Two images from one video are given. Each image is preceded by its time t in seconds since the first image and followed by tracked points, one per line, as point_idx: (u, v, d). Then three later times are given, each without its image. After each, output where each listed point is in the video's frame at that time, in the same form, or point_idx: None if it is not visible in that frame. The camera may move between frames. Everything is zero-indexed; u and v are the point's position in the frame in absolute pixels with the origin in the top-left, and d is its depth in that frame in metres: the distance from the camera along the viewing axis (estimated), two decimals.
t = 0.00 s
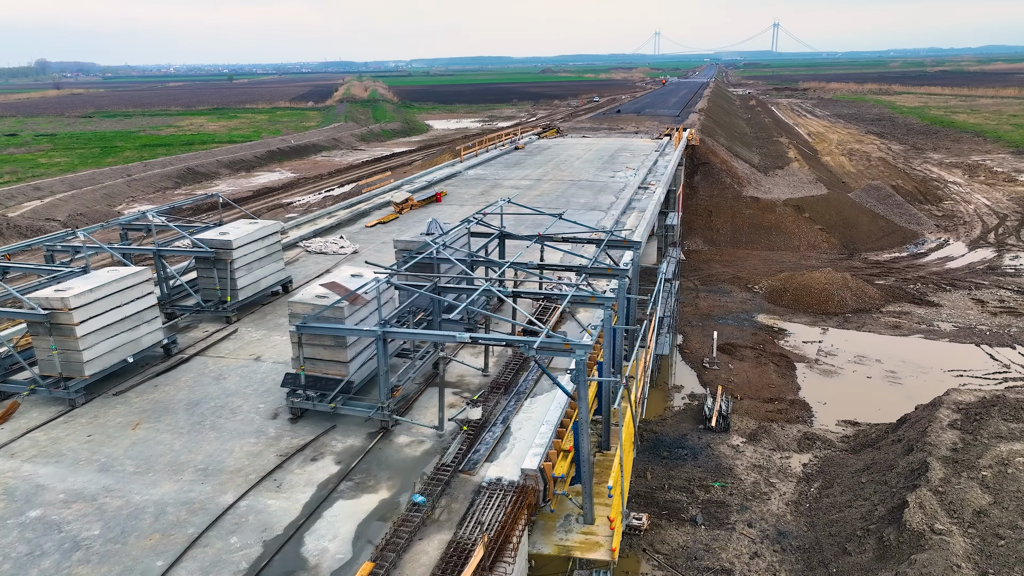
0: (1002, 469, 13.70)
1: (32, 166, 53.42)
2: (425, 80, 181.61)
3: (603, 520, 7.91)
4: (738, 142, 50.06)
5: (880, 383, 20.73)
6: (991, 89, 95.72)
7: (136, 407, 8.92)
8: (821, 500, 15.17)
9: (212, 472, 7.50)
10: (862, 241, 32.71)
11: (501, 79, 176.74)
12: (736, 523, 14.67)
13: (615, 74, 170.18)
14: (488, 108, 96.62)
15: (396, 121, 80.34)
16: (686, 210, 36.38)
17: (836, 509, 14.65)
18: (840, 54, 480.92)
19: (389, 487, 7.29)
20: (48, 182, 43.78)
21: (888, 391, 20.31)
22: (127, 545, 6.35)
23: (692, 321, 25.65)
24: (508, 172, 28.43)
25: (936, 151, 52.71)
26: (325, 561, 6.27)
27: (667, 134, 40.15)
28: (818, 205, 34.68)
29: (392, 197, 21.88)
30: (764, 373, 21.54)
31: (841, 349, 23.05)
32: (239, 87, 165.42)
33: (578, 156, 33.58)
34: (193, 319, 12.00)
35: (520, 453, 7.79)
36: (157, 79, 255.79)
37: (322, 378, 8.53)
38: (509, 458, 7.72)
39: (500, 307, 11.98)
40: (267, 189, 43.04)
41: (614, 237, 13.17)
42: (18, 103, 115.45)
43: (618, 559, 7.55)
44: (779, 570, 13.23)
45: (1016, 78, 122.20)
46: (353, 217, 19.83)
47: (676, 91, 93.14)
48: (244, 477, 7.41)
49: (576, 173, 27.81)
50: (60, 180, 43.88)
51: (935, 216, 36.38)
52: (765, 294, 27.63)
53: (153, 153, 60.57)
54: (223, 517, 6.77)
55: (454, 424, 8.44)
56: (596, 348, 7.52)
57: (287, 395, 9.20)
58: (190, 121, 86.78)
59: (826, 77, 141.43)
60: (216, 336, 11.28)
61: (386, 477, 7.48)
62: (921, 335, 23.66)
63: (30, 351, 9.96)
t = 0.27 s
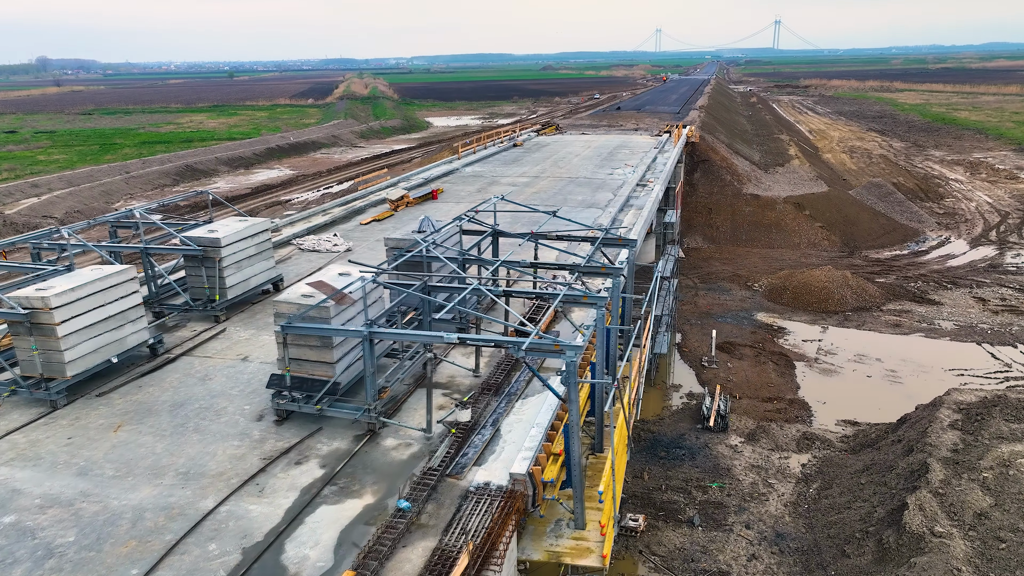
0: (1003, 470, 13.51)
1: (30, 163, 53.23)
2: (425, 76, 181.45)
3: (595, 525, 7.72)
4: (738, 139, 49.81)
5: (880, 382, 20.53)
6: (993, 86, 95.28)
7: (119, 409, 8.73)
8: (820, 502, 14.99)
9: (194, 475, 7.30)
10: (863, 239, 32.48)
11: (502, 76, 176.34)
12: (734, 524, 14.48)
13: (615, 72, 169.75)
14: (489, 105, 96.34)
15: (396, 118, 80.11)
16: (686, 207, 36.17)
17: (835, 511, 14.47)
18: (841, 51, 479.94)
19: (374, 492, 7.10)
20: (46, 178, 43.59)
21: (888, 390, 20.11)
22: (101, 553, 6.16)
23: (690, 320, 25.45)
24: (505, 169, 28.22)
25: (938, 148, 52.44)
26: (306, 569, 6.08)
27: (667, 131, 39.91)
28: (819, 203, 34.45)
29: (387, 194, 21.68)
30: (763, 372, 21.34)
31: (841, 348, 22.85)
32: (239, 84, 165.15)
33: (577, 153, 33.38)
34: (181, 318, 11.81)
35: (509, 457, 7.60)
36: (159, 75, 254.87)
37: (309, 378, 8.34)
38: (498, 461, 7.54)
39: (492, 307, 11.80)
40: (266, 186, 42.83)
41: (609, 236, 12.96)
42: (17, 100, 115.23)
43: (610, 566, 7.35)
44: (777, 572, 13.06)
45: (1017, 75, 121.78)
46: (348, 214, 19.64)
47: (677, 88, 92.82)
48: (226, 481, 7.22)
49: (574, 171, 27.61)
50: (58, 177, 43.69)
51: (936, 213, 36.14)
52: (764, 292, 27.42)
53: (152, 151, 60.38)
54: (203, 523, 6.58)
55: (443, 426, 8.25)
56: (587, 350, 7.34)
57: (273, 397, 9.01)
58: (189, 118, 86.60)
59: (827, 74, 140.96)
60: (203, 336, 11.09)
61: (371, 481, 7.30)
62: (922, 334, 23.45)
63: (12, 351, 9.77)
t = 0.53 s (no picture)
0: (1005, 472, 13.31)
1: (30, 160, 53.11)
2: (426, 74, 181.16)
3: (587, 530, 7.54)
4: (739, 137, 49.55)
5: (881, 382, 20.32)
6: (995, 84, 94.80)
7: (103, 409, 8.56)
8: (820, 503, 14.81)
9: (175, 478, 7.13)
10: (864, 237, 32.25)
11: (503, 73, 176.09)
12: (732, 525, 14.30)
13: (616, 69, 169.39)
14: (490, 102, 96.10)
15: (397, 115, 79.92)
16: (686, 205, 35.97)
17: (834, 512, 14.29)
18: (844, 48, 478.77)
19: (359, 497, 6.93)
20: (45, 176, 43.45)
21: (889, 390, 19.91)
22: (76, 559, 5.99)
23: (690, 318, 25.25)
24: (504, 166, 28.02)
25: (940, 146, 52.14)
26: None
27: (667, 128, 39.67)
28: (819, 201, 34.23)
29: (384, 191, 21.50)
30: (763, 371, 21.14)
31: (842, 347, 22.64)
32: (240, 81, 165.00)
33: (576, 150, 33.16)
34: (171, 316, 11.64)
35: (499, 460, 7.43)
36: (164, 72, 254.96)
37: (295, 379, 8.16)
38: (487, 465, 7.36)
39: (487, 305, 11.68)
40: (265, 183, 42.66)
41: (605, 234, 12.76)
42: (20, 97, 115.28)
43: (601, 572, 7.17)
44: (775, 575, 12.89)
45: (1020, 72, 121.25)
46: (343, 212, 19.46)
47: (679, 85, 92.53)
48: (207, 485, 7.05)
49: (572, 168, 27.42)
50: (57, 175, 43.57)
51: (938, 211, 35.88)
52: (764, 291, 27.22)
53: (152, 148, 60.24)
54: (182, 528, 6.41)
55: (432, 428, 8.08)
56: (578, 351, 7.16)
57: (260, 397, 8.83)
58: (190, 116, 86.41)
59: (829, 72, 140.49)
60: (192, 335, 10.91)
61: (356, 485, 7.13)
62: (923, 333, 23.24)
63: None
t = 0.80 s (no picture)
0: (1007, 474, 13.14)
1: (30, 158, 52.96)
2: (428, 72, 180.72)
3: (579, 534, 7.39)
4: (740, 135, 49.32)
5: (882, 382, 20.15)
6: (998, 82, 94.41)
7: (89, 410, 8.41)
8: (819, 504, 14.64)
9: (159, 481, 6.98)
10: (866, 235, 32.05)
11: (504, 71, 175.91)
12: (730, 527, 14.13)
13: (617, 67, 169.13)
14: (491, 101, 95.85)
15: (397, 113, 79.75)
16: (686, 204, 35.79)
17: (834, 514, 14.12)
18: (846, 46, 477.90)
19: (346, 501, 6.79)
20: (44, 174, 43.31)
21: (889, 390, 19.74)
22: (55, 565, 5.84)
23: (690, 317, 25.07)
24: (502, 164, 27.83)
25: (942, 144, 51.88)
26: None
27: (668, 126, 39.46)
28: (821, 199, 34.04)
29: (381, 189, 21.33)
30: (763, 370, 20.97)
31: (843, 346, 22.47)
32: (241, 80, 164.89)
33: (576, 148, 32.98)
34: (161, 316, 11.49)
35: (489, 463, 7.28)
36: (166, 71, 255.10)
37: (283, 380, 8.02)
38: (477, 468, 7.21)
39: (482, 303, 11.57)
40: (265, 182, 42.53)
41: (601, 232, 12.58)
42: (22, 95, 115.24)
43: None
44: None
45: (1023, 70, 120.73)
46: (340, 210, 19.29)
47: (680, 83, 92.25)
48: (192, 488, 6.89)
49: (572, 166, 27.24)
50: (57, 173, 43.42)
51: (940, 210, 35.68)
52: (765, 290, 27.04)
53: (152, 146, 60.12)
54: (164, 533, 6.25)
55: (422, 429, 7.94)
56: (571, 352, 7.01)
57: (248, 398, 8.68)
58: (190, 114, 86.23)
59: (831, 70, 140.03)
60: (182, 335, 10.76)
61: (343, 488, 6.98)
62: (924, 332, 23.05)
63: None
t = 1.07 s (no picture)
0: (1010, 477, 12.95)
1: (30, 157, 52.88)
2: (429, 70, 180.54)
3: (571, 541, 7.22)
4: (742, 134, 49.09)
5: (883, 383, 19.95)
6: (1002, 81, 93.97)
7: (72, 412, 8.25)
8: (819, 507, 14.46)
9: (140, 486, 6.81)
10: (868, 235, 31.82)
11: (506, 70, 175.56)
12: (729, 530, 13.95)
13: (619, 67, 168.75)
14: (492, 100, 95.65)
15: (398, 112, 79.57)
16: (687, 203, 35.60)
17: (834, 517, 13.93)
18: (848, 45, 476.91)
19: (330, 506, 6.62)
20: (44, 173, 43.20)
21: (891, 391, 19.54)
22: (28, 573, 5.68)
23: (690, 317, 24.88)
24: (501, 163, 27.65)
25: (945, 144, 51.62)
26: None
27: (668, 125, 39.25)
28: (822, 199, 33.82)
29: (378, 188, 21.16)
30: (763, 371, 20.77)
31: (844, 346, 22.26)
32: (243, 79, 164.68)
33: (576, 147, 32.79)
34: (151, 316, 11.33)
35: (479, 467, 7.11)
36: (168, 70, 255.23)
37: (270, 382, 7.85)
38: (466, 472, 7.04)
39: (476, 303, 11.43)
40: (264, 181, 42.38)
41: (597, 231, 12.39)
42: (24, 94, 115.27)
43: None
44: None
45: None
46: (336, 209, 19.13)
47: (682, 82, 91.98)
48: (173, 493, 6.72)
49: (571, 165, 27.06)
50: (56, 172, 43.33)
51: (942, 209, 35.42)
52: (766, 289, 26.84)
53: (152, 145, 60.03)
54: (143, 539, 6.09)
55: (411, 432, 7.77)
56: (562, 354, 6.83)
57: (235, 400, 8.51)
58: (191, 114, 86.13)
59: (833, 70, 139.64)
60: (170, 335, 10.60)
61: (329, 493, 6.82)
62: (927, 333, 22.83)
63: None
